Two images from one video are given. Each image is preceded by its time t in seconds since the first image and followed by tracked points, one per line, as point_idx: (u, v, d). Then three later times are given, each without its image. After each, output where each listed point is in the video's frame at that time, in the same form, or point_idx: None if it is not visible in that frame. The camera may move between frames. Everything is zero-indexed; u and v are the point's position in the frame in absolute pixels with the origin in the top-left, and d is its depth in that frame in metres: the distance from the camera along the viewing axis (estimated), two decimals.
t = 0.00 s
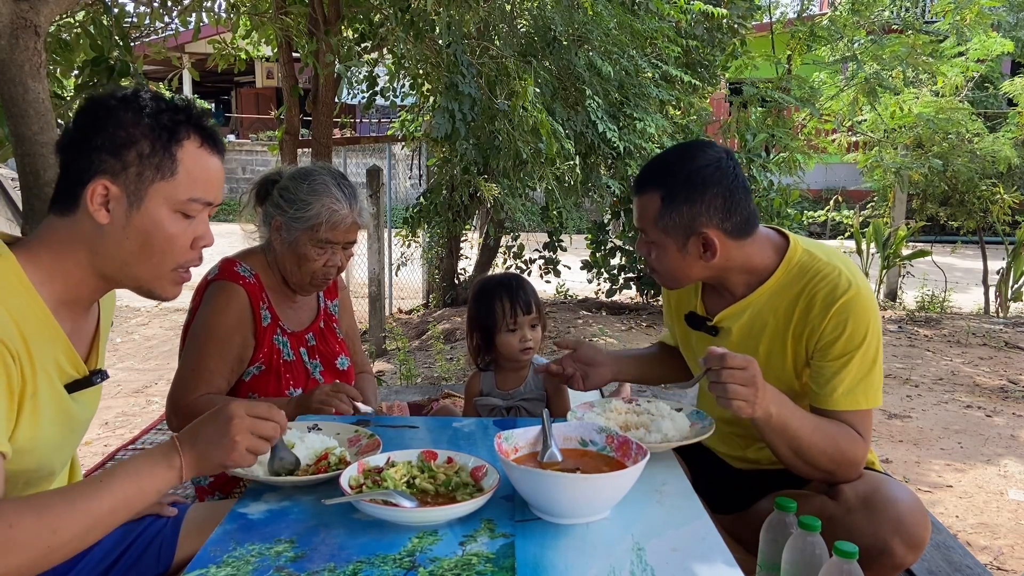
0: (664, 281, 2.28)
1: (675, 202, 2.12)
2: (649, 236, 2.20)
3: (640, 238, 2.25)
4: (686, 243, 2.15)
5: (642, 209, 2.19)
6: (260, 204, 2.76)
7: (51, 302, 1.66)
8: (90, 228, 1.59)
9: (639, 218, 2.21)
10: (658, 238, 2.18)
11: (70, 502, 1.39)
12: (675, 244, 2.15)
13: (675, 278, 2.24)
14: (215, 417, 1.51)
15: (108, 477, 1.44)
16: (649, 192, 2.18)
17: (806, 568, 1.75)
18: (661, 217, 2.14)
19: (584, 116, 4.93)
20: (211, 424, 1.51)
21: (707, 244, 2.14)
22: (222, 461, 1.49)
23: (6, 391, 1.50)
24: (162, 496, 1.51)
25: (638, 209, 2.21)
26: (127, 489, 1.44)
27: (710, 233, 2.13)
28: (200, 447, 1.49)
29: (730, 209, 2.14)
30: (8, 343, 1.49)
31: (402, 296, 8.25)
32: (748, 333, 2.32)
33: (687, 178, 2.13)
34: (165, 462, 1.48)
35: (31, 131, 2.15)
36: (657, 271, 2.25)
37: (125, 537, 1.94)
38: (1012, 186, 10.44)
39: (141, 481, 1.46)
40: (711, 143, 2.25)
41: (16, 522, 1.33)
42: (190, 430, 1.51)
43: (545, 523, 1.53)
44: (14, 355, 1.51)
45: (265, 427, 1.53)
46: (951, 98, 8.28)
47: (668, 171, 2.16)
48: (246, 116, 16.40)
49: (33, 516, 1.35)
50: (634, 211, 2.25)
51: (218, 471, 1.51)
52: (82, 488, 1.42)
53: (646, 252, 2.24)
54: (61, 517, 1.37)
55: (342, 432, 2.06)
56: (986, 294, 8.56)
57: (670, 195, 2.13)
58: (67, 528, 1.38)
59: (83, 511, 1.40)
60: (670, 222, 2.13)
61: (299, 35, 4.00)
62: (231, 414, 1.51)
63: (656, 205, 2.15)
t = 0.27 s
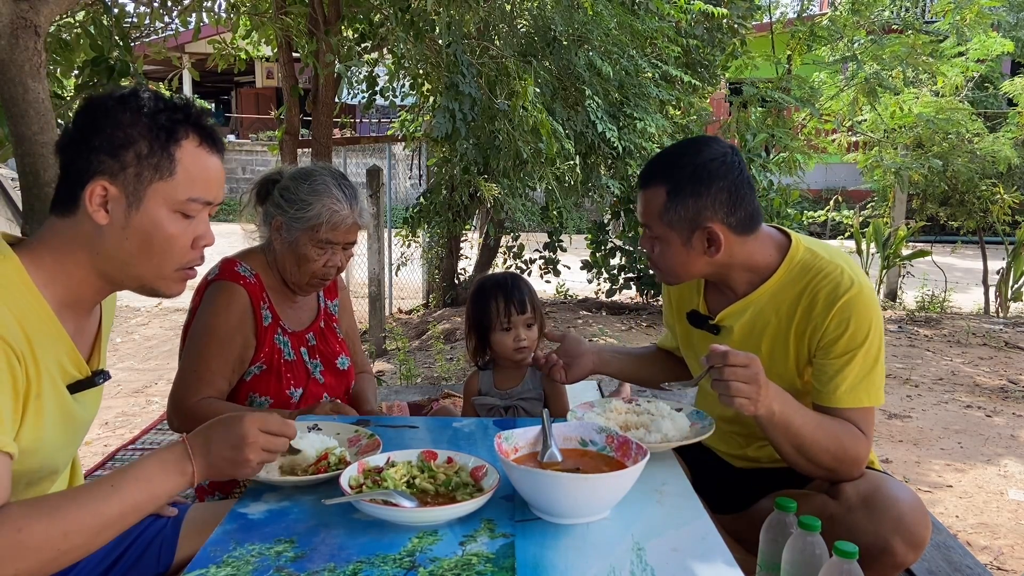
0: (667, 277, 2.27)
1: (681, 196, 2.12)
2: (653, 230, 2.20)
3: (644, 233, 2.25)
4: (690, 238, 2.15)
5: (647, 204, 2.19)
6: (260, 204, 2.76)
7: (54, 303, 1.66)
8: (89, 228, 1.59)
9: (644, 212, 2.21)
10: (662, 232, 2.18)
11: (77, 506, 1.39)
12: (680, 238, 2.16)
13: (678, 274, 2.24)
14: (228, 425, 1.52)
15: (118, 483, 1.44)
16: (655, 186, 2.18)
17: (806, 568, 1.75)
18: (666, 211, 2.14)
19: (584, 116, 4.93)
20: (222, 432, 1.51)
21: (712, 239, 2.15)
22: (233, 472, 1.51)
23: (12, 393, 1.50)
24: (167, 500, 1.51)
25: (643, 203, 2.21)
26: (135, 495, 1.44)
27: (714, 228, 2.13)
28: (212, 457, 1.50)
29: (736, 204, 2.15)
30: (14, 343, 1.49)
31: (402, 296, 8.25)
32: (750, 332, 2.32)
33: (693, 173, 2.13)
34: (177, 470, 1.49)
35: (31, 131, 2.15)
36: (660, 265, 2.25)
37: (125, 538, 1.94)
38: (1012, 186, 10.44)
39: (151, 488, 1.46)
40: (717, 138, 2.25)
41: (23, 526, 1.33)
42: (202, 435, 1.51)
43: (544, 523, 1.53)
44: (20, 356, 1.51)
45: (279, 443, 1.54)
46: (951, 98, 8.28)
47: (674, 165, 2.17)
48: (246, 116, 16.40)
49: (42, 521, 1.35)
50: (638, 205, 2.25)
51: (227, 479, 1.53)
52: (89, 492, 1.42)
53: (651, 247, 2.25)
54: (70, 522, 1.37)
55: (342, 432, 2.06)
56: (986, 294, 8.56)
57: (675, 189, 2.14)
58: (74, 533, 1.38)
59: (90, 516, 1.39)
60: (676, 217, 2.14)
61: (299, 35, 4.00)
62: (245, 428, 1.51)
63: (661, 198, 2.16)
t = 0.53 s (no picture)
0: (669, 276, 2.27)
1: (683, 195, 2.12)
2: (655, 229, 2.19)
3: (646, 232, 2.25)
4: (693, 237, 2.15)
5: (649, 202, 2.19)
6: (261, 204, 2.76)
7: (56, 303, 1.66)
8: (88, 226, 1.59)
9: (646, 211, 2.21)
10: (664, 232, 2.17)
11: (75, 505, 1.39)
12: (682, 237, 2.15)
13: (681, 273, 2.24)
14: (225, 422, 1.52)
15: (114, 481, 1.44)
16: (658, 185, 2.17)
17: (806, 567, 1.75)
18: (668, 210, 2.14)
19: (584, 116, 4.93)
20: (220, 429, 1.51)
21: (713, 239, 2.14)
22: (233, 469, 1.51)
23: (12, 393, 1.50)
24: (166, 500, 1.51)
25: (645, 202, 2.21)
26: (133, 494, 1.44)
27: (716, 227, 2.13)
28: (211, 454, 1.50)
29: (738, 203, 2.15)
30: (14, 343, 1.49)
31: (402, 296, 8.25)
32: (751, 333, 2.32)
33: (695, 173, 2.13)
34: (175, 467, 1.49)
35: (31, 131, 2.15)
36: (663, 265, 2.24)
37: (125, 539, 1.94)
38: (1012, 186, 10.44)
39: (151, 487, 1.47)
40: (717, 138, 2.25)
41: (21, 525, 1.33)
42: (200, 433, 1.51)
43: (544, 523, 1.53)
44: (20, 357, 1.51)
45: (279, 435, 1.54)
46: (951, 98, 8.28)
47: (677, 163, 2.17)
48: (246, 116, 16.40)
49: (39, 521, 1.35)
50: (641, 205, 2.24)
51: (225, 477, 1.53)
52: (88, 493, 1.42)
53: (652, 246, 2.24)
54: (68, 521, 1.37)
55: (342, 432, 2.06)
56: (986, 294, 8.56)
57: (678, 189, 2.14)
58: (73, 532, 1.38)
59: (89, 515, 1.39)
60: (678, 215, 2.14)
61: (299, 35, 3.99)
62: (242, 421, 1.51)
63: (664, 198, 2.16)
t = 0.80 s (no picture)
0: (671, 276, 2.27)
1: (685, 195, 2.12)
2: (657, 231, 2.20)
3: (649, 232, 2.25)
4: (694, 237, 2.15)
5: (650, 202, 2.19)
6: (261, 204, 2.76)
7: (59, 303, 1.66)
8: (87, 225, 1.59)
9: (648, 212, 2.21)
10: (666, 233, 2.18)
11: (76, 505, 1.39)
12: (684, 237, 2.16)
13: (683, 273, 2.24)
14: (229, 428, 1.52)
15: (116, 484, 1.43)
16: (658, 185, 2.18)
17: (806, 568, 1.75)
18: (671, 210, 2.14)
19: (584, 116, 4.94)
20: (225, 435, 1.51)
21: (716, 238, 2.15)
22: (234, 473, 1.51)
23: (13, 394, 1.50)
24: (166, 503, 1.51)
25: (647, 203, 2.21)
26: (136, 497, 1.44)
27: (716, 226, 2.13)
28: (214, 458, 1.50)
29: (740, 202, 2.15)
30: (15, 343, 1.49)
31: (402, 296, 8.25)
32: (751, 333, 2.32)
33: (698, 173, 2.13)
34: (177, 471, 1.49)
35: (31, 131, 2.15)
36: (665, 265, 2.25)
37: (126, 539, 1.94)
38: (1012, 186, 10.44)
39: (153, 490, 1.46)
40: (717, 138, 2.25)
41: (24, 526, 1.33)
42: (202, 438, 1.51)
43: (544, 523, 1.53)
44: (22, 357, 1.51)
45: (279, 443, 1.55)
46: (951, 98, 8.28)
47: (678, 164, 2.17)
48: (246, 116, 16.41)
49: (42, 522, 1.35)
50: (642, 205, 2.24)
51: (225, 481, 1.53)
52: (90, 494, 1.41)
53: (655, 247, 2.24)
54: (70, 522, 1.37)
55: (342, 432, 2.06)
56: (986, 294, 8.56)
57: (680, 189, 2.13)
58: (76, 533, 1.38)
59: (91, 517, 1.39)
60: (680, 216, 2.14)
61: (299, 35, 3.99)
62: (246, 430, 1.52)
63: (665, 198, 2.16)
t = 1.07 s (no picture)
0: (685, 278, 2.22)
1: (699, 188, 2.10)
2: (673, 230, 2.14)
3: (659, 235, 2.19)
4: (712, 228, 2.13)
5: (661, 203, 2.14)
6: (260, 204, 2.76)
7: (57, 302, 1.66)
8: (83, 223, 1.59)
9: (658, 213, 2.15)
10: (685, 229, 2.13)
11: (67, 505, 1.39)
12: (703, 229, 2.13)
13: (700, 272, 2.20)
14: (223, 429, 1.51)
15: (108, 487, 1.43)
16: (669, 182, 2.13)
17: (806, 568, 1.75)
18: (687, 206, 2.10)
19: (584, 115, 4.94)
20: (216, 435, 1.51)
21: (733, 228, 2.15)
22: (226, 479, 1.52)
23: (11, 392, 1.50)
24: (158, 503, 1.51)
25: (655, 202, 2.15)
26: (126, 497, 1.44)
27: (732, 214, 2.14)
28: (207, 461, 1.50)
29: (748, 189, 2.17)
30: (14, 342, 1.49)
31: (402, 296, 8.25)
32: (749, 333, 2.33)
33: (707, 162, 2.13)
34: (170, 475, 1.49)
35: (31, 131, 2.15)
36: (679, 266, 2.20)
37: (125, 539, 1.94)
38: (1012, 186, 10.44)
39: (144, 491, 1.46)
40: (706, 133, 2.28)
41: (13, 527, 1.33)
42: (195, 439, 1.51)
43: (544, 523, 1.53)
44: (21, 356, 1.51)
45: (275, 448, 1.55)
46: (951, 98, 8.28)
47: (678, 161, 2.15)
48: (246, 117, 16.41)
49: (30, 523, 1.35)
50: (648, 207, 2.18)
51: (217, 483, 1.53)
52: (81, 495, 1.41)
53: (668, 249, 2.18)
54: (60, 523, 1.37)
55: (342, 432, 2.06)
56: (986, 294, 8.56)
57: (693, 181, 2.11)
58: (64, 535, 1.38)
59: (81, 519, 1.39)
60: (698, 209, 2.11)
61: (299, 35, 3.99)
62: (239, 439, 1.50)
63: (679, 192, 2.11)
